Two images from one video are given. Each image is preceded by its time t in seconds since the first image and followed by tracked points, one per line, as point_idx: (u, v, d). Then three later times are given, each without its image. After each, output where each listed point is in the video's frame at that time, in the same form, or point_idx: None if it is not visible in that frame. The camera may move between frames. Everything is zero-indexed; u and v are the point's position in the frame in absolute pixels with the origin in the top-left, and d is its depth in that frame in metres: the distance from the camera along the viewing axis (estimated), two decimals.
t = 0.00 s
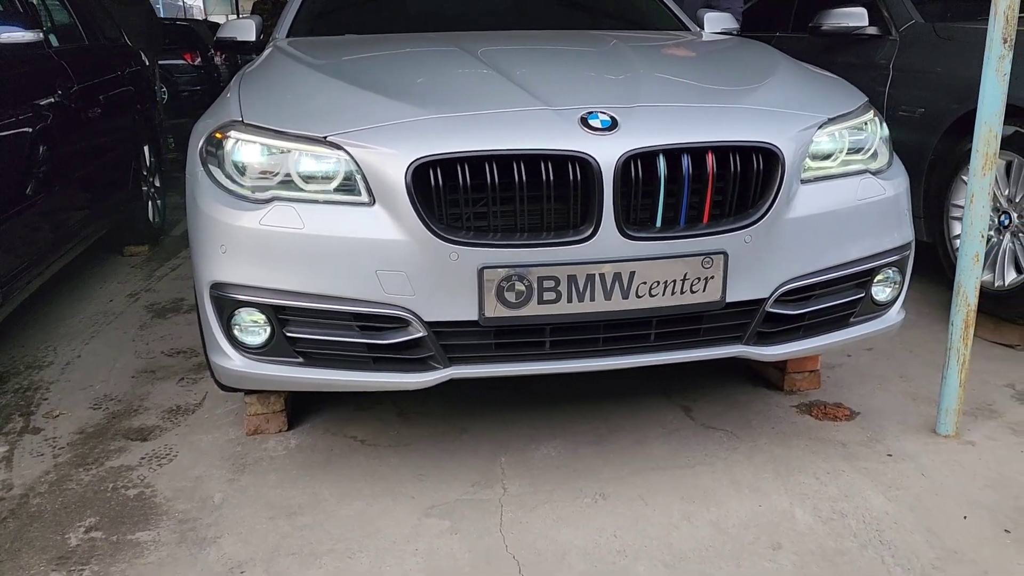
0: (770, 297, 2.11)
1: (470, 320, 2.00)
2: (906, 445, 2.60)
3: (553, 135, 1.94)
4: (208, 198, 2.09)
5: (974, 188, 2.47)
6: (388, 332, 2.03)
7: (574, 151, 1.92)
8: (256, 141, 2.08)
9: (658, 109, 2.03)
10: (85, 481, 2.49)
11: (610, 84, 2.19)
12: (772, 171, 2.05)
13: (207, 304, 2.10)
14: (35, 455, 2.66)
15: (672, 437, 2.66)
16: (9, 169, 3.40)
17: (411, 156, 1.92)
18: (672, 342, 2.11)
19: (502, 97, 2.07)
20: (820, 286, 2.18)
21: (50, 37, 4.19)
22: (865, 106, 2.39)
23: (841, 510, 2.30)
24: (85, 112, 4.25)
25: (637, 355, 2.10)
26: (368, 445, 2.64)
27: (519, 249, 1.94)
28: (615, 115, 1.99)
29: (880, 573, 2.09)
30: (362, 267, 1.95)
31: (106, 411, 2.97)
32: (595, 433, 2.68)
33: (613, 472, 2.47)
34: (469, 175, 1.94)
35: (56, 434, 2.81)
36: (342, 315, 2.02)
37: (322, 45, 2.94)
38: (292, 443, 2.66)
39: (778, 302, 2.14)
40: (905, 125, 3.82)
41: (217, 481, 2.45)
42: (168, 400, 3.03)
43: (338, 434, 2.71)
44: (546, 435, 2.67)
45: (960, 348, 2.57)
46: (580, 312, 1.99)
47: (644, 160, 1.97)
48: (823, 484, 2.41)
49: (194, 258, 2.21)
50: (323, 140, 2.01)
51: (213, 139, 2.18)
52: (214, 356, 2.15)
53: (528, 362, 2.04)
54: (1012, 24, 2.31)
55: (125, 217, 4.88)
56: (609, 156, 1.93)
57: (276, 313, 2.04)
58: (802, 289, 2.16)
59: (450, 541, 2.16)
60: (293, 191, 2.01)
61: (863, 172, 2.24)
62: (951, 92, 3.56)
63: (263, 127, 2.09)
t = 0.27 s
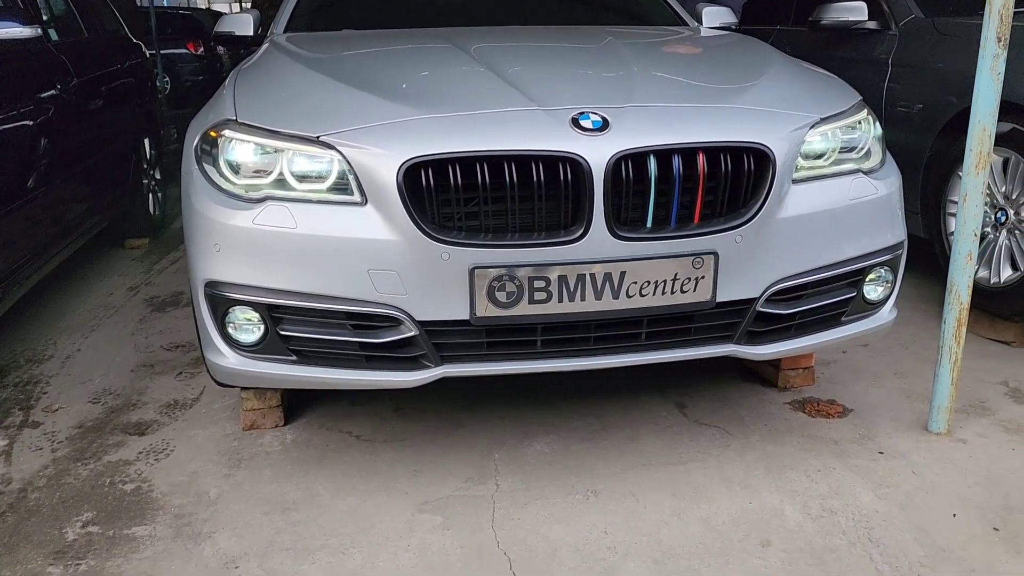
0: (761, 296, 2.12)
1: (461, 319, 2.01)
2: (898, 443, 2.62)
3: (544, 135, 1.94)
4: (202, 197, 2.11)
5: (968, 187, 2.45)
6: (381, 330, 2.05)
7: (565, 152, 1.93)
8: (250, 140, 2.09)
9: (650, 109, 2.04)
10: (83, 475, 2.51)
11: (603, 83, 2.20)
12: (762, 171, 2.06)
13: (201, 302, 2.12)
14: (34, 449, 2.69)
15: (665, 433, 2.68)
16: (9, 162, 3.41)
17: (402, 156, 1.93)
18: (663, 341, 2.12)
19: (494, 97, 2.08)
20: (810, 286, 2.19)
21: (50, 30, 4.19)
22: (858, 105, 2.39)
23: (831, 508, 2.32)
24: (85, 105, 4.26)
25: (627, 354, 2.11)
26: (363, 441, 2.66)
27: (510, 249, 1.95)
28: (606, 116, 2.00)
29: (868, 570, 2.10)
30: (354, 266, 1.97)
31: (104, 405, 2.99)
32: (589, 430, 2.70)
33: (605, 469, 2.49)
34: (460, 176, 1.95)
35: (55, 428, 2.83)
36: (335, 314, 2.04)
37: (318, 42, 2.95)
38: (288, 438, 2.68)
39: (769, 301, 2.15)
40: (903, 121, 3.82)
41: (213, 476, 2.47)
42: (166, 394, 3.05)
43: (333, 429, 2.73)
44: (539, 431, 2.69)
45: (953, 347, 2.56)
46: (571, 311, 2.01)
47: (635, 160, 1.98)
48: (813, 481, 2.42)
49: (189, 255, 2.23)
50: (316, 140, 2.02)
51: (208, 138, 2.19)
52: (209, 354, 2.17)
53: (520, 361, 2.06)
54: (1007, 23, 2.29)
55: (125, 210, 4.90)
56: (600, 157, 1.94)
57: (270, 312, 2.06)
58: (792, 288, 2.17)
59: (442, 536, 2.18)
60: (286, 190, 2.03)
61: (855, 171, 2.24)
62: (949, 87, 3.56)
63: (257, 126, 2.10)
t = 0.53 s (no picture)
0: (755, 296, 2.12)
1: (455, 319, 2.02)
2: (895, 439, 2.62)
3: (537, 136, 1.94)
4: (199, 195, 2.12)
5: (968, 183, 2.42)
6: (375, 329, 2.06)
7: (558, 152, 1.93)
8: (246, 139, 2.10)
9: (645, 108, 2.03)
10: (86, 467, 2.54)
11: (599, 80, 2.19)
12: (758, 170, 2.05)
13: (198, 300, 2.14)
14: (39, 441, 2.72)
15: (662, 428, 2.69)
16: (15, 152, 3.43)
17: (396, 156, 1.93)
18: (656, 340, 2.13)
19: (488, 96, 2.07)
20: (806, 285, 2.19)
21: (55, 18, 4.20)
22: (858, 100, 2.37)
23: (825, 505, 2.33)
24: (91, 94, 4.27)
25: (621, 353, 2.12)
26: (362, 434, 2.68)
27: (503, 249, 1.95)
28: (599, 115, 1.99)
29: (861, 568, 2.11)
30: (348, 266, 1.98)
31: (108, 396, 3.03)
32: (586, 424, 2.71)
33: (601, 464, 2.50)
34: (453, 176, 1.95)
35: (59, 419, 2.86)
36: (330, 313, 2.05)
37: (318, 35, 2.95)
38: (288, 431, 2.71)
39: (764, 300, 2.15)
40: (909, 112, 3.79)
41: (213, 469, 2.50)
42: (169, 386, 3.08)
43: (333, 422, 2.75)
44: (537, 425, 2.71)
45: (951, 344, 2.55)
46: (564, 311, 2.01)
47: (629, 160, 1.97)
48: (808, 478, 2.43)
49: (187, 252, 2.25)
50: (310, 139, 2.02)
51: (204, 135, 2.20)
52: (206, 351, 2.19)
53: (513, 360, 2.07)
54: (1010, 17, 2.26)
55: (132, 198, 4.92)
56: (593, 157, 1.93)
57: (265, 310, 2.08)
58: (788, 287, 2.16)
59: (438, 532, 2.21)
60: (281, 189, 2.04)
61: (852, 169, 2.23)
62: (955, 78, 3.52)
63: (253, 125, 2.11)
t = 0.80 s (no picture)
0: (750, 293, 2.11)
1: (448, 316, 2.03)
2: (895, 434, 2.61)
3: (529, 134, 1.94)
4: (196, 191, 2.14)
5: (972, 177, 2.38)
6: (369, 325, 2.07)
7: (550, 150, 1.92)
8: (242, 136, 2.11)
9: (639, 105, 2.02)
10: (91, 456, 2.58)
11: (595, 75, 2.18)
12: (753, 168, 2.03)
13: (196, 295, 2.16)
14: (46, 429, 2.76)
15: (661, 421, 2.69)
16: (26, 139, 3.46)
17: (389, 154, 1.94)
18: (650, 337, 2.13)
19: (483, 93, 2.07)
20: (803, 281, 2.18)
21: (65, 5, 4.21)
22: (861, 93, 2.34)
23: (821, 501, 2.33)
24: (100, 80, 4.29)
25: (615, 350, 2.12)
26: (362, 425, 2.71)
27: (495, 247, 1.96)
28: (593, 112, 1.98)
29: (854, 565, 2.11)
30: (342, 263, 1.99)
31: (115, 385, 3.07)
32: (585, 417, 2.73)
33: (598, 458, 2.51)
34: (446, 174, 1.95)
35: (66, 408, 2.91)
36: (326, 309, 2.06)
37: (319, 27, 2.95)
38: (290, 421, 2.74)
39: (760, 297, 2.14)
40: (919, 99, 3.73)
41: (215, 460, 2.53)
42: (174, 375, 3.12)
43: (334, 413, 2.78)
44: (536, 418, 2.72)
45: (953, 339, 2.53)
46: (556, 308, 2.01)
47: (622, 158, 1.97)
48: (805, 473, 2.43)
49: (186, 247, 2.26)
50: (305, 136, 2.03)
51: (202, 131, 2.21)
52: (205, 345, 2.22)
53: (507, 356, 2.08)
54: (1015, 9, 2.22)
55: (142, 184, 4.95)
56: (585, 156, 1.92)
57: (262, 306, 2.09)
58: (784, 284, 2.15)
59: (433, 525, 2.23)
60: (277, 186, 2.05)
61: (852, 165, 2.20)
62: (966, 65, 3.46)
63: (249, 122, 2.12)
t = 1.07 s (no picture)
0: (747, 291, 2.10)
1: (443, 313, 2.03)
2: (897, 431, 2.60)
3: (524, 131, 1.93)
4: (195, 186, 2.15)
5: (977, 173, 2.34)
6: (365, 321, 2.08)
7: (544, 148, 1.91)
8: (239, 131, 2.12)
9: (636, 101, 2.00)
10: (96, 445, 2.62)
11: (592, 70, 2.16)
12: (750, 165, 2.02)
13: (195, 289, 2.18)
14: (53, 418, 2.80)
15: (661, 417, 2.69)
16: (42, 127, 3.49)
17: (383, 151, 1.93)
18: (646, 334, 2.12)
19: (478, 89, 2.06)
20: (801, 279, 2.16)
21: None
22: (865, 87, 2.30)
23: (819, 498, 2.32)
24: (115, 68, 4.31)
25: (610, 347, 2.12)
26: (363, 417, 2.73)
27: (489, 245, 1.95)
28: (589, 109, 1.97)
29: (850, 564, 2.11)
30: (337, 259, 2.00)
31: (122, 374, 3.11)
32: (585, 411, 2.73)
33: (596, 453, 2.52)
34: (440, 171, 1.95)
35: (74, 396, 2.95)
36: (321, 305, 2.07)
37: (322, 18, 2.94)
38: (292, 412, 2.77)
39: (757, 295, 2.13)
40: (932, 89, 3.68)
41: (216, 450, 2.56)
42: (180, 364, 3.15)
43: (336, 404, 2.80)
44: (536, 412, 2.73)
45: (956, 336, 2.50)
46: (551, 306, 2.01)
47: (617, 155, 1.95)
48: (804, 470, 2.42)
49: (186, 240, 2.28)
50: (301, 132, 2.03)
51: (201, 125, 2.23)
52: (205, 338, 2.24)
53: (501, 353, 2.08)
54: None
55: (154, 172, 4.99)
56: (579, 153, 1.91)
57: (259, 301, 2.11)
58: (782, 282, 2.13)
59: (429, 518, 2.25)
60: (274, 182, 2.05)
61: (853, 161, 2.18)
62: (982, 54, 3.40)
63: (247, 117, 2.13)
